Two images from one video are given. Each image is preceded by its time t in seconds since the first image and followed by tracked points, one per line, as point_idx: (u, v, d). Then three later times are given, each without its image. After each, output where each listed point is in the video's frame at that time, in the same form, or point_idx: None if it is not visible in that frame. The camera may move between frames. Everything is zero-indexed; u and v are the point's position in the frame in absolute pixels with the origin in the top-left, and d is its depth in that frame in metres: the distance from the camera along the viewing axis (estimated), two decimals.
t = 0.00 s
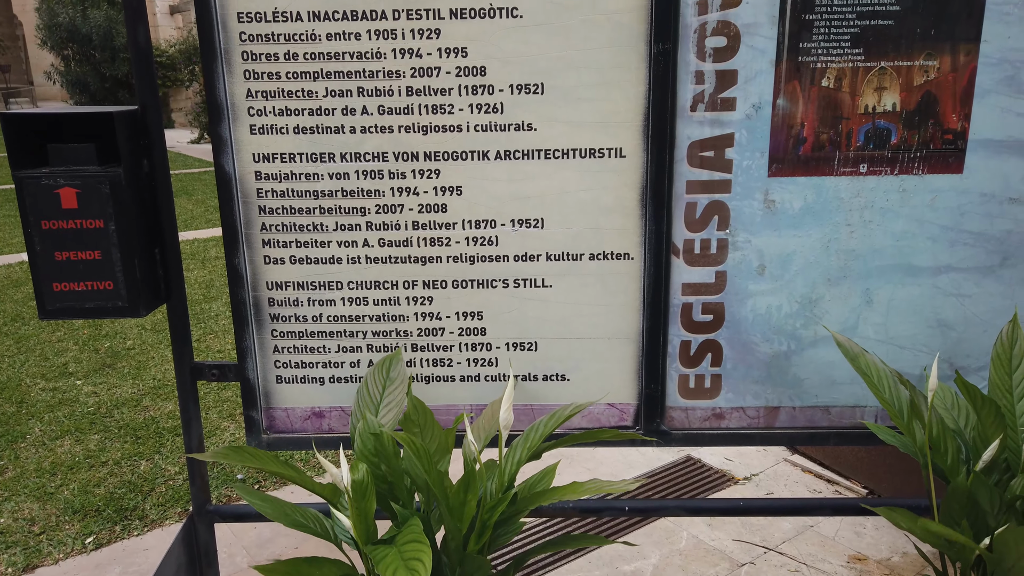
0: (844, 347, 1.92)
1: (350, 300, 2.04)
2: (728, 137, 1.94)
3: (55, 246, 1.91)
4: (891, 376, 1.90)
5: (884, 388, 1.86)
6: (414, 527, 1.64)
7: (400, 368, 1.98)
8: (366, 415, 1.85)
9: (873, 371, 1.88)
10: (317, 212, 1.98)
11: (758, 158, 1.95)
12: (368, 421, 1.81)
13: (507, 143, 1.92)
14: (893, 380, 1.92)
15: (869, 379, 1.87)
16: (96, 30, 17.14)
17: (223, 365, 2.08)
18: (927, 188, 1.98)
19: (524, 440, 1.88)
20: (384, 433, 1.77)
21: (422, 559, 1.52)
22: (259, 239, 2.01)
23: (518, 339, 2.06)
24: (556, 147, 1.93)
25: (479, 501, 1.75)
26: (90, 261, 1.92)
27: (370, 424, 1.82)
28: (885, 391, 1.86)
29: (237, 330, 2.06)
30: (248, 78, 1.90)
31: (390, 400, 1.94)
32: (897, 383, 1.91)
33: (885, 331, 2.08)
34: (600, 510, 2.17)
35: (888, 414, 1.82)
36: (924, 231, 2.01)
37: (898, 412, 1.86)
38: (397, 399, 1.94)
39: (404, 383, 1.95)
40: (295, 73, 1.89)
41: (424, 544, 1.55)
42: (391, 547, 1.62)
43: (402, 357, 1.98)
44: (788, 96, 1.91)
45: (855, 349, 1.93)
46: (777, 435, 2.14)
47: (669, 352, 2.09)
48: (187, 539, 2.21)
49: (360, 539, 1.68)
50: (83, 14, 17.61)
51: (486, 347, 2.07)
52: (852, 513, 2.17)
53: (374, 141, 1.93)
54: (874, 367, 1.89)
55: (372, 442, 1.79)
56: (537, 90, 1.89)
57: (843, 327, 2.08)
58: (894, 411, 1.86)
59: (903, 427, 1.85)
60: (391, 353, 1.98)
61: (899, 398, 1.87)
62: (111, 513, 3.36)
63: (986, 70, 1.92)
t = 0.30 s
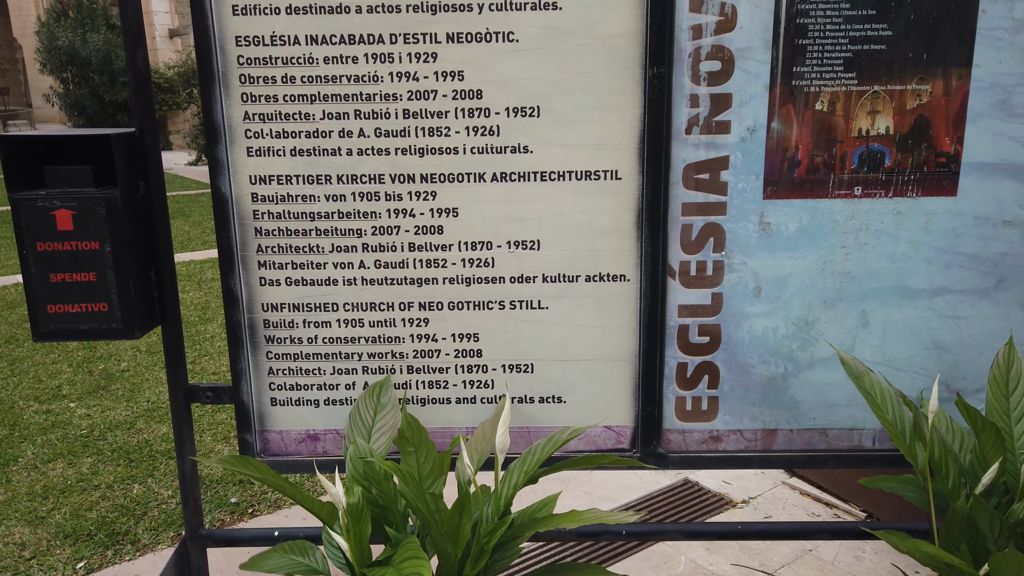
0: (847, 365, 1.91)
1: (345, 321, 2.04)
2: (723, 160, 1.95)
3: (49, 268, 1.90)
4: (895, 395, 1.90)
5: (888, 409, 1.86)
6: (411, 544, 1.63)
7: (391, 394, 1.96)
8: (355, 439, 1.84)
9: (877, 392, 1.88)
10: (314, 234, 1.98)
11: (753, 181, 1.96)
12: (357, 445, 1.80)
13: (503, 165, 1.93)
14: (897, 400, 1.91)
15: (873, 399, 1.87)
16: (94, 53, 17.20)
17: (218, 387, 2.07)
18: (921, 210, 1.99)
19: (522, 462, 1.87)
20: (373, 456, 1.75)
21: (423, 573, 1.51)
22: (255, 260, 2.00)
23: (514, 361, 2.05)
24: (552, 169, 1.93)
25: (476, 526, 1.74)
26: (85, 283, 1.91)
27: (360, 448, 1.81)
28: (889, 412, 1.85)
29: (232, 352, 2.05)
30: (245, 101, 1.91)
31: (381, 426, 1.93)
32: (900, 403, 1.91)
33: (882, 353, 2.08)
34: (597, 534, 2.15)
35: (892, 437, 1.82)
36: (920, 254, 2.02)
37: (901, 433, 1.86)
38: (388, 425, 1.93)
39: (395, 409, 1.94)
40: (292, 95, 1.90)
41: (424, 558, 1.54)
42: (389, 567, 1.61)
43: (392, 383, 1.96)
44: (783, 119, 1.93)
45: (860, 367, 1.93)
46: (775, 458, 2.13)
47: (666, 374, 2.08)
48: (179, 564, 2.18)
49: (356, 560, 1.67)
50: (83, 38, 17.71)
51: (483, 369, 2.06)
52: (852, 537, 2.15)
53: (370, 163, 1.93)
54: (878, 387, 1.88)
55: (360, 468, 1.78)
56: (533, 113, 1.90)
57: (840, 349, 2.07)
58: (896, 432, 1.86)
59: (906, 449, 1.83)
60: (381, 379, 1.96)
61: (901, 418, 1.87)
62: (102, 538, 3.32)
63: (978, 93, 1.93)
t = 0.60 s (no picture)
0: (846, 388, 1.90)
1: (341, 343, 2.03)
2: (719, 182, 1.95)
3: (44, 289, 1.90)
4: (893, 419, 1.88)
5: (886, 431, 1.85)
6: None
7: (377, 414, 1.94)
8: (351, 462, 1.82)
9: (877, 416, 1.86)
10: (310, 255, 1.98)
11: (748, 203, 1.97)
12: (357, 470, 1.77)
13: (499, 187, 1.93)
14: (898, 422, 1.89)
15: (873, 421, 1.85)
16: (93, 76, 17.27)
17: (212, 410, 2.05)
18: (916, 232, 2.00)
19: (517, 486, 1.84)
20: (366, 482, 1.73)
21: None
22: (251, 282, 2.00)
23: (510, 383, 2.04)
24: (549, 191, 1.94)
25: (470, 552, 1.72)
26: (79, 304, 1.90)
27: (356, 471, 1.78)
28: (888, 434, 1.84)
29: (227, 374, 2.04)
30: (242, 123, 1.91)
31: (370, 447, 1.92)
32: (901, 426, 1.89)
33: (879, 375, 2.08)
34: (594, 558, 2.12)
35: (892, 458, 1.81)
36: (916, 276, 2.02)
37: (900, 455, 1.83)
38: (377, 445, 1.91)
39: (383, 429, 1.93)
40: (289, 118, 1.91)
41: None
42: None
43: (378, 404, 1.94)
44: (778, 142, 1.94)
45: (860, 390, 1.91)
46: (773, 481, 2.11)
47: (663, 397, 2.07)
48: None
49: None
50: (83, 61, 17.81)
51: (479, 391, 2.05)
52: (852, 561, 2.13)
53: (367, 185, 1.94)
54: (877, 409, 1.87)
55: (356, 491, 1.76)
56: (529, 135, 1.91)
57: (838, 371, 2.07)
58: (896, 454, 1.83)
59: (905, 471, 1.81)
60: (367, 400, 1.94)
61: (900, 440, 1.84)
62: (93, 563, 3.28)
63: (971, 117, 1.95)
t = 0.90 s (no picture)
0: (844, 410, 1.89)
1: (338, 364, 2.03)
2: (715, 204, 1.97)
3: (41, 310, 1.90)
4: (890, 441, 1.88)
5: (883, 453, 1.84)
6: None
7: (395, 431, 1.93)
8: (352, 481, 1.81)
9: (873, 437, 1.85)
10: (307, 276, 1.99)
11: (743, 225, 1.98)
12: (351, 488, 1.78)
13: (496, 209, 1.95)
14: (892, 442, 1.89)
15: (869, 443, 1.85)
16: (93, 98, 17.35)
17: (208, 431, 2.05)
18: (911, 254, 2.01)
19: (514, 508, 1.83)
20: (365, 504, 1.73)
21: None
22: (249, 303, 2.00)
23: (507, 405, 2.04)
24: (546, 213, 1.95)
25: None
26: (76, 325, 1.90)
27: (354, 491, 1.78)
28: (884, 456, 1.83)
29: (223, 395, 2.03)
30: (241, 145, 1.93)
31: (382, 466, 1.91)
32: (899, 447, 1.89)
33: (876, 397, 2.08)
34: None
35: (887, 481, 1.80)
36: (911, 298, 2.03)
37: (896, 478, 1.83)
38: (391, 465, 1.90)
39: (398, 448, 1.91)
40: (288, 141, 1.93)
41: None
42: None
43: (397, 422, 1.93)
44: (772, 164, 1.96)
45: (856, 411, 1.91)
46: (771, 503, 2.10)
47: (660, 418, 2.07)
48: None
49: None
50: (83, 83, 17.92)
51: (475, 412, 2.05)
52: None
53: (364, 207, 1.95)
54: (873, 431, 1.87)
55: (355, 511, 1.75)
56: (526, 158, 1.93)
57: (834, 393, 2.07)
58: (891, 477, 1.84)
59: (901, 494, 1.81)
60: (386, 416, 1.93)
61: (897, 462, 1.84)
62: None
63: (963, 140, 1.97)
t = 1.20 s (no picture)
0: (834, 434, 1.89)
1: (333, 385, 2.02)
2: (709, 225, 1.98)
3: (35, 332, 1.89)
4: (883, 462, 1.87)
5: (875, 476, 1.83)
6: None
7: (370, 454, 1.94)
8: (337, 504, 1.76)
9: (866, 459, 1.85)
10: (303, 297, 1.99)
11: (738, 246, 1.99)
12: (339, 514, 1.73)
13: (492, 230, 1.96)
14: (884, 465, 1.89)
15: (863, 466, 1.84)
16: (93, 121, 17.44)
17: (201, 453, 2.03)
18: (904, 276, 2.02)
19: (507, 531, 1.81)
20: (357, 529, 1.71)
21: None
22: (244, 324, 2.00)
23: (502, 426, 2.04)
24: (541, 234, 1.96)
25: None
26: (70, 347, 1.90)
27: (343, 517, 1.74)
28: (877, 479, 1.82)
29: (217, 417, 2.02)
30: (238, 167, 1.94)
31: (361, 490, 1.91)
32: (887, 470, 1.89)
33: (872, 418, 2.08)
34: None
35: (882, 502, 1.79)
36: (905, 319, 2.04)
37: (890, 500, 1.82)
38: (371, 487, 1.91)
39: (375, 471, 1.92)
40: (285, 162, 1.94)
41: None
42: None
43: (370, 443, 1.94)
44: (766, 186, 1.97)
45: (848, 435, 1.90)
46: (768, 526, 2.09)
47: (656, 440, 2.06)
48: None
49: None
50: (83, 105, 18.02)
51: (470, 434, 2.04)
52: None
53: (361, 228, 1.96)
54: (864, 453, 1.86)
55: (344, 537, 1.73)
56: (521, 179, 1.94)
57: (830, 414, 2.07)
58: (886, 498, 1.82)
59: (896, 516, 1.80)
60: (359, 439, 1.94)
61: (890, 484, 1.84)
62: None
63: (955, 163, 1.99)
